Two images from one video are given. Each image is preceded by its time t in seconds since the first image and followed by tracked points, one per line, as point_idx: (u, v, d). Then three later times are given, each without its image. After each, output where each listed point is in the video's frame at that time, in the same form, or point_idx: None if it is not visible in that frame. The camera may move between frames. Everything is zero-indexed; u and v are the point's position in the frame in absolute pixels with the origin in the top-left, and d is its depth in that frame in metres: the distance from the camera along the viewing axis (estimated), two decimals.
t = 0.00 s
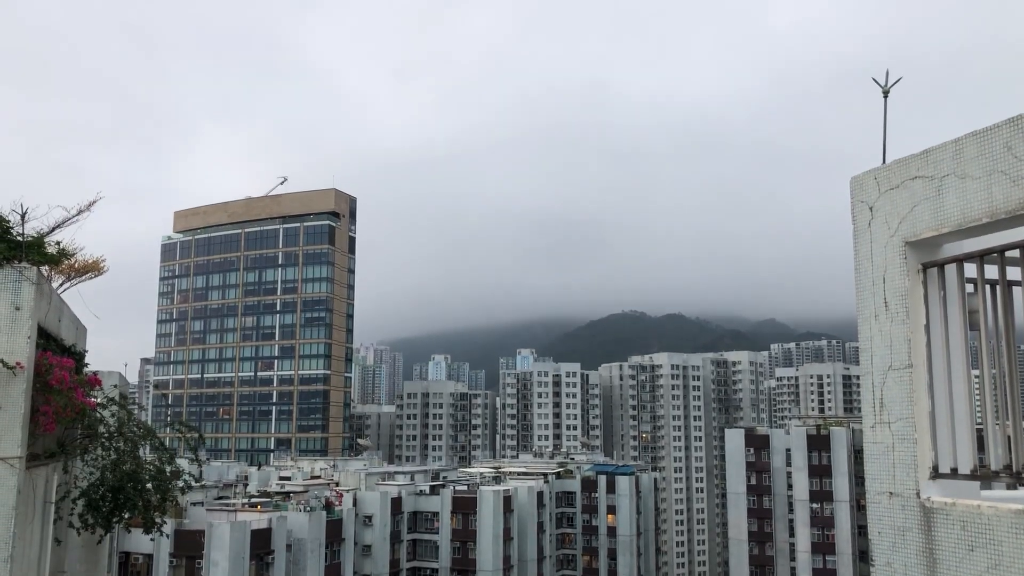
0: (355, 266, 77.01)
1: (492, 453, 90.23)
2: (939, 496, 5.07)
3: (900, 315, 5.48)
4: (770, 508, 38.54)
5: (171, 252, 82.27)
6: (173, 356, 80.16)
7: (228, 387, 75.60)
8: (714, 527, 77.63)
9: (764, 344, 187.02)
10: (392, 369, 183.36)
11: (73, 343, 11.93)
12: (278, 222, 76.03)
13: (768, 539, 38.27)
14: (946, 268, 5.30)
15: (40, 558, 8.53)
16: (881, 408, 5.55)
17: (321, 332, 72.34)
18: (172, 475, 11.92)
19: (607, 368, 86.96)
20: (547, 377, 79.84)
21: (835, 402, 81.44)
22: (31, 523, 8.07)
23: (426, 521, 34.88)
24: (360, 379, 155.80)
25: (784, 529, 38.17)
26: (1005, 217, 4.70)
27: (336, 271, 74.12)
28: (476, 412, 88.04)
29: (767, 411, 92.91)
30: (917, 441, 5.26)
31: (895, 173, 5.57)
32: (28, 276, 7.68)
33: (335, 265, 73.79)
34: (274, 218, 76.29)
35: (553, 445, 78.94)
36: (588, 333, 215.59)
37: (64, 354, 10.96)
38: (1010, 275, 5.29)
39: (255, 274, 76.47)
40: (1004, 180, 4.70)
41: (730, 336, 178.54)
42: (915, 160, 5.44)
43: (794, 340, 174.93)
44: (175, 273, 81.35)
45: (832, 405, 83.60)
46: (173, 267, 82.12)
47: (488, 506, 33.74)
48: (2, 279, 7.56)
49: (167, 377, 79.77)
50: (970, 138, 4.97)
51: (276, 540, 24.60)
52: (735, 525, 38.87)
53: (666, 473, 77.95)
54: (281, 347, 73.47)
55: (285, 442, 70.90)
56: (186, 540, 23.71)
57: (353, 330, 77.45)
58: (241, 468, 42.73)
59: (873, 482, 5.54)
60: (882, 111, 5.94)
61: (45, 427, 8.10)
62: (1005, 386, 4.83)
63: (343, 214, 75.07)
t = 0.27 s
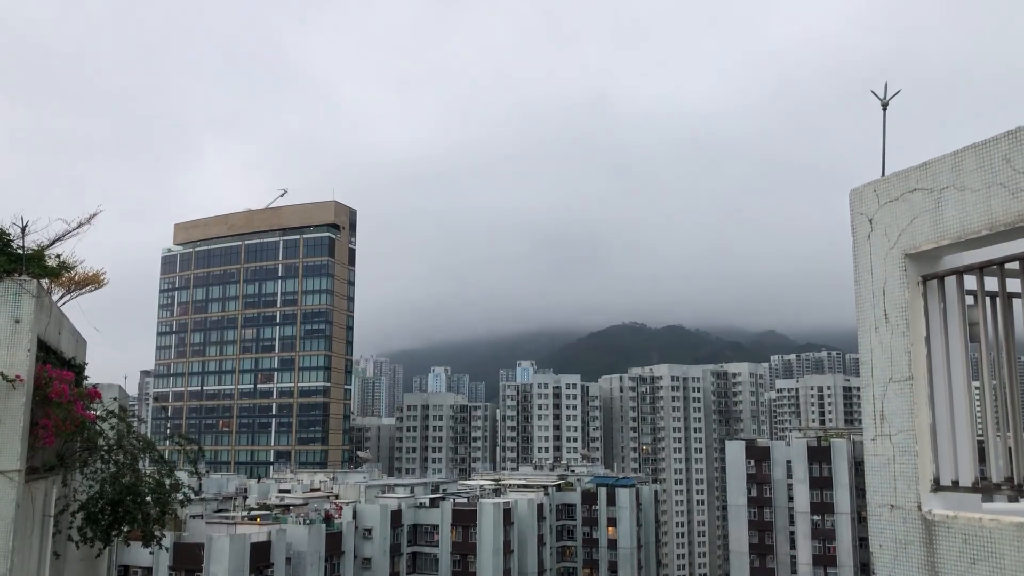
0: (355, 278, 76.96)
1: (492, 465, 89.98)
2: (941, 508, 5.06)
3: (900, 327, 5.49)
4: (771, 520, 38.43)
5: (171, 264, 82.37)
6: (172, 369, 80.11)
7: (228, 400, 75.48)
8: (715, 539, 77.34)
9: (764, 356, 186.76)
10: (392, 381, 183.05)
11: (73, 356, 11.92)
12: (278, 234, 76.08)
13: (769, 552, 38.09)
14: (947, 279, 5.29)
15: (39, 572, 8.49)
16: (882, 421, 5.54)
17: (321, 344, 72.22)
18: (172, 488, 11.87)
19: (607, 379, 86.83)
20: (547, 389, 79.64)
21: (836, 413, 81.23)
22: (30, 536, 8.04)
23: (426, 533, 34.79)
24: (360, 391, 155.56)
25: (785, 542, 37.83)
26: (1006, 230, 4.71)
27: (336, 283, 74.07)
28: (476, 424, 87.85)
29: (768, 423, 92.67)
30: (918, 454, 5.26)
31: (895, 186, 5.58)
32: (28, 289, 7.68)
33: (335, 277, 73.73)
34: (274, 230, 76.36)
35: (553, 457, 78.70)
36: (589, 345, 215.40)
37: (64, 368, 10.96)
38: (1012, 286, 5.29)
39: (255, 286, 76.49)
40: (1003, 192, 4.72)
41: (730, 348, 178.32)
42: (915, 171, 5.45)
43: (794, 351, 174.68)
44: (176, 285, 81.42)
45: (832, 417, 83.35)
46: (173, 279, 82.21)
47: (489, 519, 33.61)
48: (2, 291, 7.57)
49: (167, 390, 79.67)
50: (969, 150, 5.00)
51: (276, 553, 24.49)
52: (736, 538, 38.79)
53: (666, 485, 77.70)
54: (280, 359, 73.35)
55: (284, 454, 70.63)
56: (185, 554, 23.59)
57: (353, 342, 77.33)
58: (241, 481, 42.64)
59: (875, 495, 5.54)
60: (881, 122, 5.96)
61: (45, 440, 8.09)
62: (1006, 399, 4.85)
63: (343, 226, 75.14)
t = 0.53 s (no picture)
0: (355, 292, 76.94)
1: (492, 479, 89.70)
2: (943, 522, 5.05)
3: (900, 339, 5.50)
4: (773, 533, 38.30)
5: (171, 278, 82.44)
6: (172, 383, 80.05)
7: (228, 414, 75.36)
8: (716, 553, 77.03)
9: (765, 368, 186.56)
10: (392, 395, 182.62)
11: (73, 371, 11.93)
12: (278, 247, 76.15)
13: (771, 566, 37.90)
14: (947, 293, 5.30)
15: None
16: (883, 434, 5.54)
17: (321, 357, 72.08)
18: (171, 503, 11.84)
19: (608, 392, 86.66)
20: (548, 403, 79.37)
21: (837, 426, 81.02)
22: (29, 552, 8.01)
23: (426, 548, 34.59)
24: (360, 405, 155.26)
25: (787, 555, 37.50)
26: (1006, 243, 4.73)
27: (336, 296, 74.03)
28: (476, 437, 87.61)
29: (768, 436, 92.40)
30: (919, 467, 5.26)
31: (894, 199, 5.60)
32: (29, 304, 7.69)
33: (335, 291, 73.66)
34: (274, 244, 76.43)
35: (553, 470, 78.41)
36: (589, 357, 215.16)
37: (64, 382, 10.97)
38: (1012, 298, 5.30)
39: (255, 300, 76.50)
40: (1002, 205, 4.74)
41: (730, 360, 178.11)
42: (914, 185, 5.47)
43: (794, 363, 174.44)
44: (176, 299, 81.46)
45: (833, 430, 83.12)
46: (174, 293, 82.28)
47: (489, 533, 33.43)
48: (2, 306, 7.58)
49: (167, 404, 79.55)
50: (968, 164, 5.02)
51: (276, 568, 24.36)
52: (738, 551, 38.67)
53: (667, 499, 77.40)
54: (280, 373, 73.23)
55: (284, 469, 70.36)
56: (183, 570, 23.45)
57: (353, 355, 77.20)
58: (241, 495, 42.47)
59: (876, 508, 5.53)
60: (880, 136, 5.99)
61: (44, 456, 8.09)
62: (1007, 412, 4.86)
63: (343, 239, 75.19)
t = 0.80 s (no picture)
0: (355, 306, 76.86)
1: (492, 493, 89.37)
2: (946, 537, 5.05)
3: (901, 352, 5.51)
4: (773, 547, 38.16)
5: (170, 293, 82.56)
6: (171, 398, 79.98)
7: (227, 429, 75.22)
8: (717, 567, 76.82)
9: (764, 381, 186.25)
10: (391, 409, 182.22)
11: (72, 387, 11.94)
12: (278, 261, 76.22)
13: None
14: (946, 305, 5.32)
15: None
16: (884, 448, 5.55)
17: (320, 372, 71.94)
18: (170, 519, 11.80)
19: (608, 406, 86.50)
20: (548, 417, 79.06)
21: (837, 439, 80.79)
22: (27, 570, 7.97)
23: (426, 563, 34.37)
24: (360, 419, 154.86)
25: (787, 569, 37.41)
26: (1005, 255, 4.75)
27: (336, 310, 73.96)
28: (476, 452, 87.35)
29: (769, 449, 92.14)
30: (920, 480, 5.26)
31: (893, 212, 5.63)
32: (28, 319, 7.71)
33: (335, 305, 73.61)
34: (274, 259, 76.51)
35: (554, 485, 78.09)
36: (588, 371, 214.90)
37: (64, 398, 10.98)
38: (1011, 310, 5.32)
39: (255, 315, 76.52)
40: (1000, 218, 4.77)
41: (730, 374, 177.86)
42: (912, 198, 5.50)
43: (794, 377, 174.07)
44: (175, 314, 81.54)
45: (834, 443, 82.89)
46: (173, 308, 82.29)
47: (489, 548, 33.22)
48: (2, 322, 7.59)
49: (166, 419, 79.37)
50: (965, 176, 5.06)
51: None
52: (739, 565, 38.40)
53: (668, 513, 77.10)
54: (280, 388, 73.04)
55: (284, 483, 70.02)
56: None
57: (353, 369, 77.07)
58: (240, 510, 42.26)
59: (877, 523, 5.53)
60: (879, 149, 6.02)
61: (43, 472, 8.07)
62: (1008, 423, 4.87)
63: (343, 253, 75.19)
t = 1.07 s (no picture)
0: (353, 320, 76.75)
1: (491, 508, 88.97)
2: (946, 550, 5.05)
3: (900, 365, 5.52)
4: (774, 562, 38.01)
5: (168, 307, 82.54)
6: (169, 413, 79.77)
7: (225, 443, 74.97)
8: None
9: (764, 395, 185.87)
10: (390, 423, 181.66)
11: (70, 401, 11.91)
12: (277, 276, 76.22)
13: None
14: (945, 319, 5.34)
15: None
16: (884, 462, 5.55)
17: (319, 386, 71.75)
18: (168, 533, 11.73)
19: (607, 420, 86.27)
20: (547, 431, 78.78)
21: (837, 453, 80.60)
22: None
23: None
24: (358, 434, 154.39)
25: None
26: (1004, 269, 4.77)
27: (334, 324, 73.83)
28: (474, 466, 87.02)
29: (768, 463, 91.87)
30: (920, 494, 5.26)
31: (891, 226, 5.65)
32: (27, 333, 7.71)
33: (333, 319, 73.51)
34: (272, 273, 76.52)
35: (553, 499, 77.76)
36: (587, 384, 214.47)
37: (62, 412, 10.96)
38: (1009, 324, 5.34)
39: (253, 329, 76.43)
40: (999, 232, 4.79)
41: (729, 388, 177.58)
42: (910, 213, 5.52)
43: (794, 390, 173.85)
44: (174, 328, 81.49)
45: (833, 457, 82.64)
46: (172, 322, 82.26)
47: (488, 563, 33.09)
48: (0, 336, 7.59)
49: (164, 434, 79.13)
50: (964, 191, 5.08)
51: None
52: None
53: (668, 527, 76.76)
54: (278, 402, 72.83)
55: (282, 498, 69.67)
56: None
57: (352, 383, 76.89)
58: (239, 525, 42.03)
59: (878, 537, 5.53)
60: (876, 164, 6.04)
61: (41, 487, 8.05)
62: (1007, 439, 4.88)
63: (342, 267, 75.13)
